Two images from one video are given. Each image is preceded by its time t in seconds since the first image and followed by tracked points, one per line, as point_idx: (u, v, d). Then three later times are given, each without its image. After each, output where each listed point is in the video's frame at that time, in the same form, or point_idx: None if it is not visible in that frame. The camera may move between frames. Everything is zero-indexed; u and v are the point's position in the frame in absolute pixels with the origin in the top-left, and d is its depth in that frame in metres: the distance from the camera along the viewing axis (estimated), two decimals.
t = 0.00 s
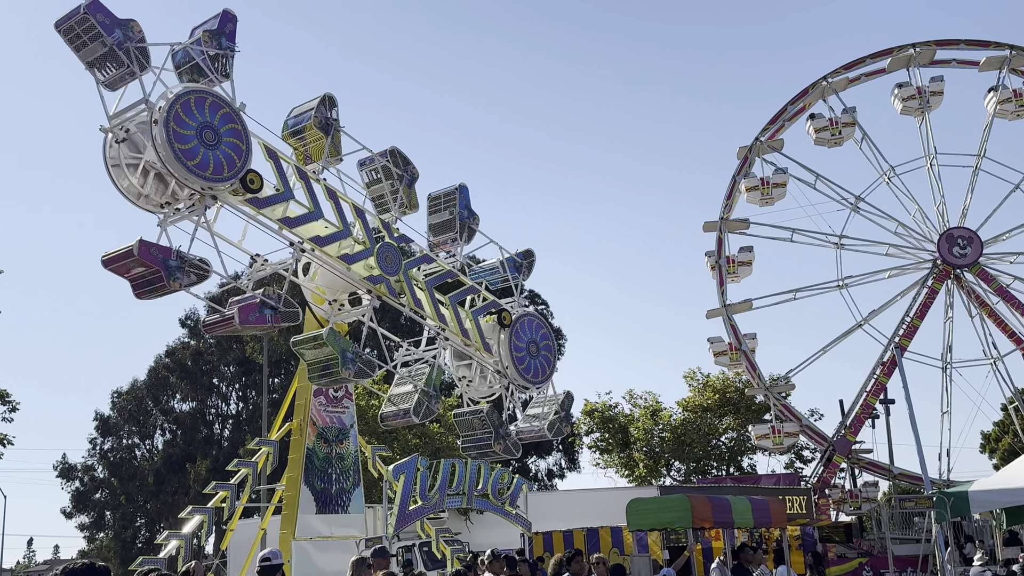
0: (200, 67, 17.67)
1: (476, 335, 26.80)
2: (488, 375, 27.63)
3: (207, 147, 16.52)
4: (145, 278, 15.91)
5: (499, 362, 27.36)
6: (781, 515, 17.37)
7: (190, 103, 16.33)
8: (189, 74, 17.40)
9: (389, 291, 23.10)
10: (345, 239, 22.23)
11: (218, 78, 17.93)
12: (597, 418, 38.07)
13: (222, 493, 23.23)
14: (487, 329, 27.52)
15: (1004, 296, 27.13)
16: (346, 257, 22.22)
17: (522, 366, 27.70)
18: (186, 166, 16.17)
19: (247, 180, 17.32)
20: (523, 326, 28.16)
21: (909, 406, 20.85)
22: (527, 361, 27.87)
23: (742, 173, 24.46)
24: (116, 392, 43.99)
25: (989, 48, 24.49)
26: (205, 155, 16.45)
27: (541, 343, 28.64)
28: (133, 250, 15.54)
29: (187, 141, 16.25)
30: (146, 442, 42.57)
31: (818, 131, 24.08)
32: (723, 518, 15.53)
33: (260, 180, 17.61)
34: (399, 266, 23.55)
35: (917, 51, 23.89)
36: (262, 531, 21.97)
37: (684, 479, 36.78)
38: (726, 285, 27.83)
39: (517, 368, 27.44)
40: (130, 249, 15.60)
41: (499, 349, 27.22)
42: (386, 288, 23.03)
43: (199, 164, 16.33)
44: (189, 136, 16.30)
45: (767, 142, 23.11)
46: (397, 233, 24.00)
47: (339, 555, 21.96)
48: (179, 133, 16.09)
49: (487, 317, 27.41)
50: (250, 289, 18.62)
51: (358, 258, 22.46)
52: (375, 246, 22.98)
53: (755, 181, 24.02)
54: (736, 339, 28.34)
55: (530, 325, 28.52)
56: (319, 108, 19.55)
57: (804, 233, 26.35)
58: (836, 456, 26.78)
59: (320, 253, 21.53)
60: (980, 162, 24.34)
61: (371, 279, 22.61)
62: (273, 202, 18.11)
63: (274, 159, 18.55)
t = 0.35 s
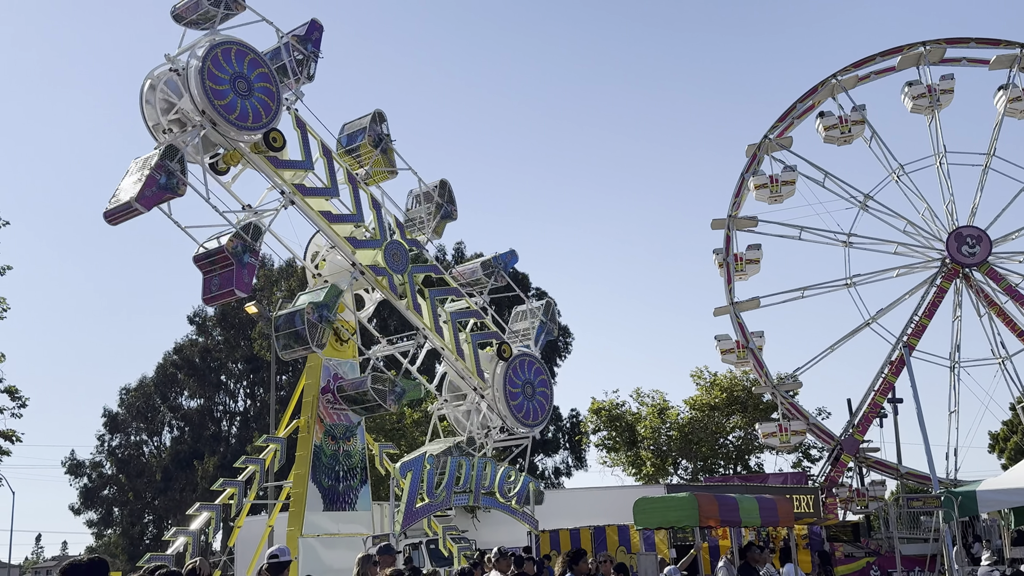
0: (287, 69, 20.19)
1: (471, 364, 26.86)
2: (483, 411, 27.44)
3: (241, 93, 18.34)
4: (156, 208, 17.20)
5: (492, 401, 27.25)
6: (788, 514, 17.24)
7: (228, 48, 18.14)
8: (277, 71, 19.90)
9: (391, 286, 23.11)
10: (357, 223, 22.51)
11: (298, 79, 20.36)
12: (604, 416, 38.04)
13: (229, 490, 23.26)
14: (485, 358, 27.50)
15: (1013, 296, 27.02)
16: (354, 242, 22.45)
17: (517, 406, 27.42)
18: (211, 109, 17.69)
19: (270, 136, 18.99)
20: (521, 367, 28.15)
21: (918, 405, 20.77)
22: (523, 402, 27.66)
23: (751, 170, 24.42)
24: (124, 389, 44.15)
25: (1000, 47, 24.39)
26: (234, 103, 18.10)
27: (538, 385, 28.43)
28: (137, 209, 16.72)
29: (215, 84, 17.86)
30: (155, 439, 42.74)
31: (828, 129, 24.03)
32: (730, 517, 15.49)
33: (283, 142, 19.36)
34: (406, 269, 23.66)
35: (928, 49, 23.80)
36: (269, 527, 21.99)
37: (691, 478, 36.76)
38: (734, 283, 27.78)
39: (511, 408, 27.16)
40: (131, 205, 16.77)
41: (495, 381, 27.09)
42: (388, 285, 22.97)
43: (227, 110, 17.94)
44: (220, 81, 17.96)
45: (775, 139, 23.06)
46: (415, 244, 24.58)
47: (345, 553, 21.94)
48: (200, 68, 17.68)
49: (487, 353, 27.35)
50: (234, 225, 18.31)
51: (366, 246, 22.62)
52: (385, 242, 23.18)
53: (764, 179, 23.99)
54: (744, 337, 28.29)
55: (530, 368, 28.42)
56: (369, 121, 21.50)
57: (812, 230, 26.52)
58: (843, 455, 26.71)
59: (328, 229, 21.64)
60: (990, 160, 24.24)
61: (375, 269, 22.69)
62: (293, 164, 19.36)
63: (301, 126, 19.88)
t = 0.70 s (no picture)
0: (348, 98, 22.18)
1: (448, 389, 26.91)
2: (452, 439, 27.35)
3: (273, 61, 19.42)
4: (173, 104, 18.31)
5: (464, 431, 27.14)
6: (783, 511, 17.24)
7: (287, 24, 19.86)
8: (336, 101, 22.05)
9: (382, 282, 23.08)
10: (360, 212, 22.77)
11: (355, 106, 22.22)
12: (600, 414, 38.09)
13: (226, 487, 23.24)
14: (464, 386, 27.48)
15: (1009, 294, 27.07)
16: (353, 227, 22.69)
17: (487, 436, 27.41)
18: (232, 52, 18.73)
19: (293, 104, 19.73)
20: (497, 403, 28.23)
21: (913, 402, 20.82)
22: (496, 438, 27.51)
23: (747, 167, 24.44)
24: (121, 387, 44.10)
25: (996, 45, 24.42)
26: (257, 59, 19.11)
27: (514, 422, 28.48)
28: (157, 110, 17.87)
29: (253, 27, 19.21)
30: (151, 437, 42.69)
31: (824, 127, 24.06)
32: (726, 514, 15.50)
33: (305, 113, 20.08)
34: (402, 268, 23.69)
35: (924, 47, 23.83)
36: (265, 525, 21.96)
37: (687, 475, 36.82)
38: (730, 280, 27.81)
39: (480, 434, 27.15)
40: (151, 107, 17.89)
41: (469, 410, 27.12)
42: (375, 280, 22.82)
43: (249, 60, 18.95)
44: (258, 31, 19.28)
45: (772, 136, 23.09)
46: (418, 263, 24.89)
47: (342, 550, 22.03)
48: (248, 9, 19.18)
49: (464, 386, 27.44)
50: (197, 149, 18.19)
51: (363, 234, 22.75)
52: (385, 236, 23.31)
53: (761, 176, 24.01)
54: (740, 334, 28.33)
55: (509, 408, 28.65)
56: (402, 151, 22.77)
57: (809, 228, 26.26)
58: (839, 452, 26.75)
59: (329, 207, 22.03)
60: (986, 158, 24.27)
61: (367, 259, 22.70)
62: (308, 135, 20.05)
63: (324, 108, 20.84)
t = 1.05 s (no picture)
0: (383, 136, 23.53)
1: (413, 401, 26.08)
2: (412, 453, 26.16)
3: (302, 41, 21.64)
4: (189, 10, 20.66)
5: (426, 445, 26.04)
6: (772, 505, 17.27)
7: (317, 9, 22.18)
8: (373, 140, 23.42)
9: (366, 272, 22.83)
10: (357, 200, 22.90)
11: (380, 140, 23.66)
12: (590, 410, 38.17)
13: (214, 484, 23.17)
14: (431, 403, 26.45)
15: (996, 290, 27.23)
16: (348, 213, 23.05)
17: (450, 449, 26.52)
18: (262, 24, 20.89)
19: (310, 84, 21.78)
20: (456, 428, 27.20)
21: (901, 397, 20.90)
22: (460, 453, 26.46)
23: (736, 164, 24.50)
24: (109, 384, 43.95)
25: (983, 41, 24.53)
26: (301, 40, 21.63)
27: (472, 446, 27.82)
28: None
29: (286, 10, 21.47)
30: (139, 434, 42.52)
31: (812, 123, 24.14)
32: (715, 509, 15.53)
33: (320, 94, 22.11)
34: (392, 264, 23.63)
35: (912, 44, 23.91)
36: (254, 522, 21.92)
37: (677, 471, 36.91)
38: (719, 277, 27.88)
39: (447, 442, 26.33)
40: None
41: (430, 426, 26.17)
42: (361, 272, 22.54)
43: (281, 37, 21.16)
44: (289, 12, 21.51)
45: (760, 133, 23.14)
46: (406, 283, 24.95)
47: (333, 546, 21.92)
48: None
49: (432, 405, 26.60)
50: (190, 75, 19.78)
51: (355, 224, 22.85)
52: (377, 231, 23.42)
53: (749, 173, 24.06)
54: (728, 330, 28.40)
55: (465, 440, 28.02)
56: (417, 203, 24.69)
57: (798, 225, 25.15)
58: (827, 448, 26.87)
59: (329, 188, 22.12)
60: (972, 154, 24.39)
61: (355, 246, 22.62)
62: (319, 116, 21.88)
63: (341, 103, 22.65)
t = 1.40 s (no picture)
0: (399, 181, 23.11)
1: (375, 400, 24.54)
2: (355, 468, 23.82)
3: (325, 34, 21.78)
4: None
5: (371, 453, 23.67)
6: (757, 500, 17.29)
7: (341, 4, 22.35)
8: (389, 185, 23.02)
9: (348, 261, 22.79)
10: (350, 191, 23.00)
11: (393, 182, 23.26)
12: (576, 405, 38.24)
13: (199, 481, 23.06)
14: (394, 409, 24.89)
15: (979, 284, 27.42)
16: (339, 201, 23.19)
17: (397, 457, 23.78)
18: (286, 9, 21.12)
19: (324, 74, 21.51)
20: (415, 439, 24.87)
21: (885, 391, 20.99)
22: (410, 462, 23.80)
23: (721, 159, 24.55)
24: (93, 380, 43.69)
25: (967, 37, 24.66)
26: (321, 30, 21.71)
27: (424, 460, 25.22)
28: None
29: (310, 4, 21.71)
30: (123, 431, 42.26)
31: (797, 119, 24.21)
32: (700, 504, 15.57)
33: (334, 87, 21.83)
34: (378, 260, 23.60)
35: (896, 40, 24.01)
36: (239, 519, 21.83)
37: (663, 466, 36.99)
38: (704, 272, 27.94)
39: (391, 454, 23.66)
40: None
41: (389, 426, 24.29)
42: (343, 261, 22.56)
43: (302, 24, 21.33)
44: (315, 5, 21.80)
45: (746, 128, 23.19)
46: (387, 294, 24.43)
47: (317, 542, 21.95)
48: None
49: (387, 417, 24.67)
50: None
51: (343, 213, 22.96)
52: (365, 224, 23.46)
53: (734, 168, 24.13)
54: (714, 325, 28.49)
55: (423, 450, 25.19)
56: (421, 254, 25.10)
57: (781, 220, 26.72)
58: (812, 442, 27.00)
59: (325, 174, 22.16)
60: (956, 149, 24.52)
61: (341, 234, 22.72)
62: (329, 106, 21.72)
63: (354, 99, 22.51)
